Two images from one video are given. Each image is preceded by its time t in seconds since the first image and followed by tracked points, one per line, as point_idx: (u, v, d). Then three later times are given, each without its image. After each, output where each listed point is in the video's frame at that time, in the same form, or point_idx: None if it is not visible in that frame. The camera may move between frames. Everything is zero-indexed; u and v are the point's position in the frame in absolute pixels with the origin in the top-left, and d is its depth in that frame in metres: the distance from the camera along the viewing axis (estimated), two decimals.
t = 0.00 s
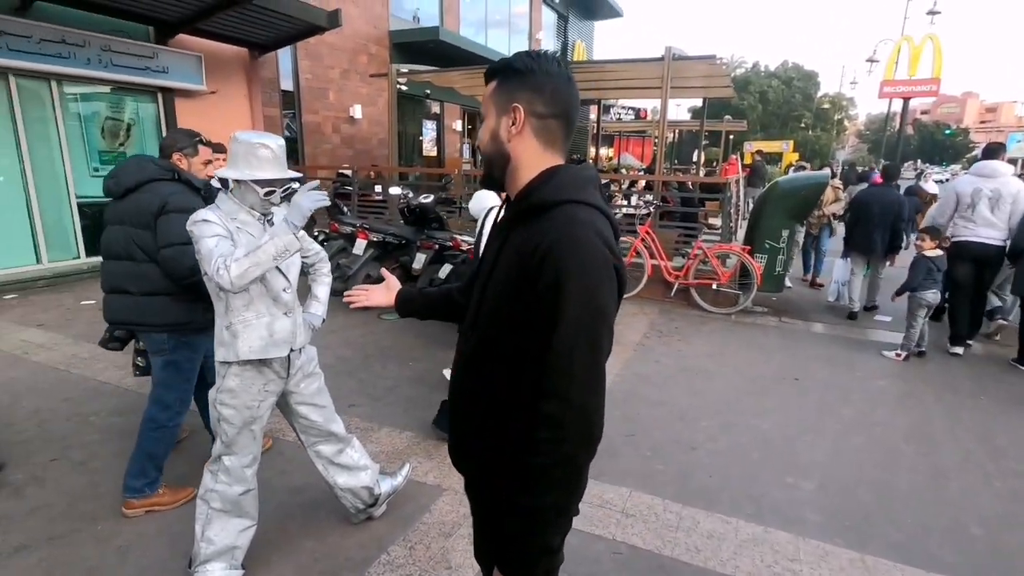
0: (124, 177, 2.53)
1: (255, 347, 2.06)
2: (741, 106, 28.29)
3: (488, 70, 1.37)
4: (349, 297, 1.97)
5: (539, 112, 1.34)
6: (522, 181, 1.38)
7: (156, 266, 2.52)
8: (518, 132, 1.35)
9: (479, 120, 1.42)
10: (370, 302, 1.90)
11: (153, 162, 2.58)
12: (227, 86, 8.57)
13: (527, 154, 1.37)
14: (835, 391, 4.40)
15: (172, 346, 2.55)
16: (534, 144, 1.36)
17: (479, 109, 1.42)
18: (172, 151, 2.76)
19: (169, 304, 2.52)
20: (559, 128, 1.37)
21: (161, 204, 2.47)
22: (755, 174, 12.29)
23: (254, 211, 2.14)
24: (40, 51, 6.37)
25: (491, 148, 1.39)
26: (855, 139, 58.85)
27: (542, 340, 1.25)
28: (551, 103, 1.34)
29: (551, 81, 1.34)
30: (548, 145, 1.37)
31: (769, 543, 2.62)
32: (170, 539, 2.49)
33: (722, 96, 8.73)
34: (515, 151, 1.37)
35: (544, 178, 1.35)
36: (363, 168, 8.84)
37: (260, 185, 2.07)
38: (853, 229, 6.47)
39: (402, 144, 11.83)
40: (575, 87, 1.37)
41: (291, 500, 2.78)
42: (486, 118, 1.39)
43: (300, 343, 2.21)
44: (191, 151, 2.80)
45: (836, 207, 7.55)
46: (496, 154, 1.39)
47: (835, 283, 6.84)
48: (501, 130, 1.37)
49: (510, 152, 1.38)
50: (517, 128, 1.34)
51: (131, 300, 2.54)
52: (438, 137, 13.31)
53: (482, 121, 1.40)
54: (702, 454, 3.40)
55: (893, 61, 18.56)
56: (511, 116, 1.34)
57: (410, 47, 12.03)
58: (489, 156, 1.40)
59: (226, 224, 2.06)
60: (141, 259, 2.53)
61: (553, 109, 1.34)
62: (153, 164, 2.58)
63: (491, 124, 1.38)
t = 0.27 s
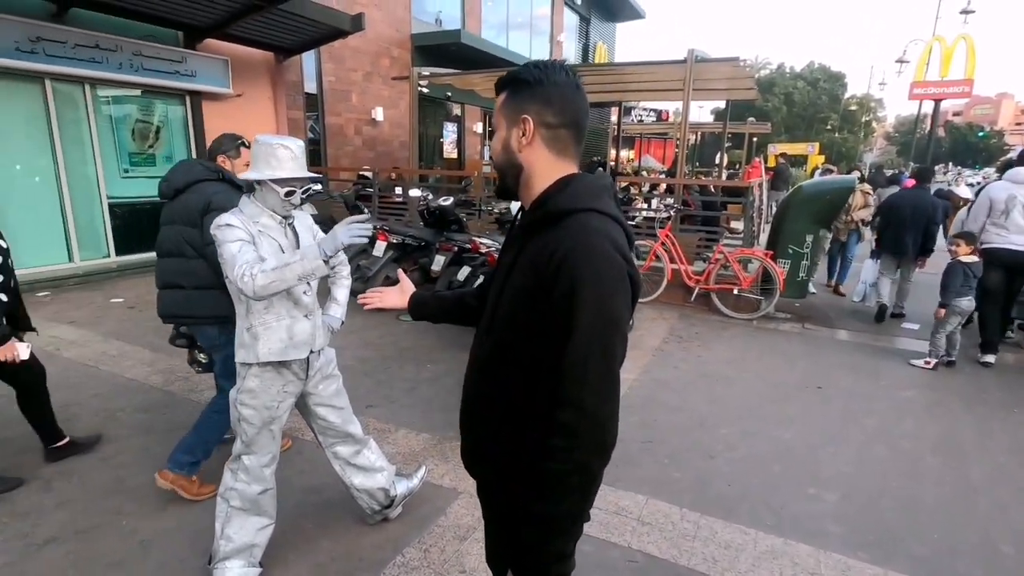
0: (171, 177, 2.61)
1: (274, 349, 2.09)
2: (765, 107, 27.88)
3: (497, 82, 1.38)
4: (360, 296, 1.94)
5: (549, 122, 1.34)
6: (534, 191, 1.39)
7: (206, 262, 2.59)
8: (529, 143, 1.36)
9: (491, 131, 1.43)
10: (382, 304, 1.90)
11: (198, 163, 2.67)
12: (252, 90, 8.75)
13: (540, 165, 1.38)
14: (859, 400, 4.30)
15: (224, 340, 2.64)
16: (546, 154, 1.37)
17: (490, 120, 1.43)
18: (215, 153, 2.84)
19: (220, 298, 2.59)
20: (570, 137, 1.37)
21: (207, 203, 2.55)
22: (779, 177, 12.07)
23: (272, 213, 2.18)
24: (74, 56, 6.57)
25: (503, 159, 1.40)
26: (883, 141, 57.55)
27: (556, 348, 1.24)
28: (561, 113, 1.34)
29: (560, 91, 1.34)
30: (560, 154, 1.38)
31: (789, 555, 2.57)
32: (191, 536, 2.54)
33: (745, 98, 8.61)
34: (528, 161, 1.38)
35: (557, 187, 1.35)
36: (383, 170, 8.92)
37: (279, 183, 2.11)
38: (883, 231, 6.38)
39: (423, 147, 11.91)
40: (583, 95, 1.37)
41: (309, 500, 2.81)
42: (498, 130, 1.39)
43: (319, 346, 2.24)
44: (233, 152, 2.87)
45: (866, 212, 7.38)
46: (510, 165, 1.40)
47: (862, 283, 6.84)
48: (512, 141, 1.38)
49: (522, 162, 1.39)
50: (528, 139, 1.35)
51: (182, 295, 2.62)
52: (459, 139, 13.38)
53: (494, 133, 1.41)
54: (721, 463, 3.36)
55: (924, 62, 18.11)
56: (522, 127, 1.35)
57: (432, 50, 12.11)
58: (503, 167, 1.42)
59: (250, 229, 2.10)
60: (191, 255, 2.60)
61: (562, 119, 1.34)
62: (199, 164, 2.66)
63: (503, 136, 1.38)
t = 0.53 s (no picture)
0: (216, 177, 2.76)
1: (296, 349, 2.12)
2: (788, 108, 27.48)
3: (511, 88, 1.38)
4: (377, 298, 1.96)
5: (563, 126, 1.34)
6: (549, 195, 1.40)
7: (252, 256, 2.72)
8: (544, 147, 1.36)
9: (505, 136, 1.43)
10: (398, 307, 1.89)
11: (239, 163, 2.80)
12: (274, 92, 8.89)
13: (556, 170, 1.38)
14: (883, 406, 4.21)
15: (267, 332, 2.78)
16: (561, 158, 1.37)
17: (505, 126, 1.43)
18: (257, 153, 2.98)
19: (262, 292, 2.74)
20: (584, 140, 1.37)
21: (247, 202, 2.68)
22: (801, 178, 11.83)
23: (294, 213, 2.22)
24: (104, 59, 6.74)
25: (517, 163, 1.41)
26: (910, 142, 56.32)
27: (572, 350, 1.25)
28: (575, 117, 1.34)
29: (572, 95, 1.34)
30: (574, 157, 1.38)
31: (808, 563, 2.53)
32: (213, 530, 2.59)
33: (767, 98, 8.50)
34: (544, 165, 1.38)
35: (573, 192, 1.36)
36: (402, 171, 8.98)
37: (301, 179, 2.15)
38: (913, 232, 6.27)
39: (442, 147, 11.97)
40: (596, 97, 1.37)
41: (327, 496, 2.85)
42: (513, 136, 1.39)
43: (339, 345, 2.27)
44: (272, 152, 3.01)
45: (894, 214, 7.19)
46: (526, 170, 1.41)
47: (890, 283, 6.79)
48: (527, 146, 1.38)
49: (538, 167, 1.39)
50: (543, 144, 1.35)
51: (224, 287, 2.78)
52: (477, 140, 13.43)
53: (509, 139, 1.41)
54: (739, 468, 3.32)
55: (953, 61, 17.69)
56: (537, 132, 1.35)
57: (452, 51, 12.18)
58: (520, 173, 1.42)
59: (274, 231, 2.14)
60: (234, 250, 2.75)
61: (575, 123, 1.34)
62: (240, 164, 2.81)
63: (518, 142, 1.39)
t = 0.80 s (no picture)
0: (262, 177, 3.26)
1: (316, 347, 2.16)
2: (807, 105, 27.09)
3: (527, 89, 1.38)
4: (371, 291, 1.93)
5: (578, 128, 1.35)
6: (564, 197, 1.41)
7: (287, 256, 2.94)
8: (560, 149, 1.36)
9: (520, 137, 1.44)
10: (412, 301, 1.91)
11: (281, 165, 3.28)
12: (293, 92, 9.00)
13: (571, 171, 1.39)
14: (904, 410, 4.14)
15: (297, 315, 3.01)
16: (577, 159, 1.38)
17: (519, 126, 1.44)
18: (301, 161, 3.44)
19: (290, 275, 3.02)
20: (599, 142, 1.38)
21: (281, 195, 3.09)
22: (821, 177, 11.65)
23: (312, 212, 2.26)
24: (128, 61, 6.87)
25: (533, 166, 1.41)
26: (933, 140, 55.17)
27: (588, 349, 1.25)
28: (590, 119, 1.35)
29: (588, 97, 1.34)
30: (590, 159, 1.39)
31: (826, 568, 2.51)
32: (233, 524, 2.64)
33: (786, 97, 8.39)
34: (559, 167, 1.39)
35: (588, 193, 1.36)
36: (419, 170, 9.04)
37: (319, 174, 2.19)
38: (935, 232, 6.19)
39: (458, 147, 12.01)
40: (611, 99, 1.38)
41: (344, 493, 2.89)
42: (527, 137, 1.40)
43: (357, 343, 2.30)
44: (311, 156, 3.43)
45: (919, 215, 7.06)
46: (541, 171, 1.41)
47: (913, 283, 6.69)
48: (542, 149, 1.39)
49: (554, 168, 1.40)
50: (559, 146, 1.36)
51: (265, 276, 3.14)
52: (493, 139, 13.46)
53: (524, 140, 1.41)
54: (756, 471, 3.29)
55: (979, 57, 17.31)
56: (552, 135, 1.36)
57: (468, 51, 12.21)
58: (534, 173, 1.43)
59: (294, 231, 2.16)
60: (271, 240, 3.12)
61: (591, 125, 1.35)
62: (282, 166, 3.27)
63: (533, 143, 1.39)
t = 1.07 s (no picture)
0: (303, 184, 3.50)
1: (334, 345, 2.19)
2: (825, 102, 26.72)
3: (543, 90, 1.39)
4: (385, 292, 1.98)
5: (595, 129, 1.35)
6: (581, 197, 1.41)
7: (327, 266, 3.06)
8: (577, 150, 1.37)
9: (536, 138, 1.45)
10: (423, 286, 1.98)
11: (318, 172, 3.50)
12: (309, 92, 9.09)
13: (587, 172, 1.40)
14: (924, 412, 4.08)
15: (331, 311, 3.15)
16: (594, 160, 1.38)
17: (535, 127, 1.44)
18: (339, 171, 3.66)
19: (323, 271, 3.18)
20: (615, 142, 1.39)
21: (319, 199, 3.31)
22: (839, 175, 11.49)
23: (329, 212, 2.29)
24: (149, 63, 6.98)
25: (549, 166, 1.42)
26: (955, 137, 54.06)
27: (603, 350, 1.26)
28: (606, 120, 1.35)
29: (605, 98, 1.35)
30: (606, 160, 1.39)
31: (843, 570, 2.49)
32: (252, 518, 2.69)
33: (803, 94, 8.29)
34: (576, 168, 1.40)
35: (605, 194, 1.36)
36: (433, 169, 9.08)
37: (335, 171, 2.22)
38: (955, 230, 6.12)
39: (471, 145, 12.03)
40: (627, 100, 1.38)
41: (360, 489, 2.92)
42: (544, 137, 1.40)
43: (375, 341, 2.33)
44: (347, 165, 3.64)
45: (942, 213, 6.91)
46: (556, 171, 1.42)
47: (936, 282, 6.59)
48: (559, 149, 1.39)
49: (571, 169, 1.40)
50: (576, 147, 1.37)
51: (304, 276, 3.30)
52: (506, 138, 13.47)
53: (540, 140, 1.42)
54: (771, 472, 3.27)
55: (1003, 51, 16.94)
56: (569, 135, 1.36)
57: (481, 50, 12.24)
58: (550, 173, 1.43)
59: (311, 229, 2.20)
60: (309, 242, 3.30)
61: (608, 126, 1.36)
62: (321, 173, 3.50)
63: (549, 143, 1.40)
